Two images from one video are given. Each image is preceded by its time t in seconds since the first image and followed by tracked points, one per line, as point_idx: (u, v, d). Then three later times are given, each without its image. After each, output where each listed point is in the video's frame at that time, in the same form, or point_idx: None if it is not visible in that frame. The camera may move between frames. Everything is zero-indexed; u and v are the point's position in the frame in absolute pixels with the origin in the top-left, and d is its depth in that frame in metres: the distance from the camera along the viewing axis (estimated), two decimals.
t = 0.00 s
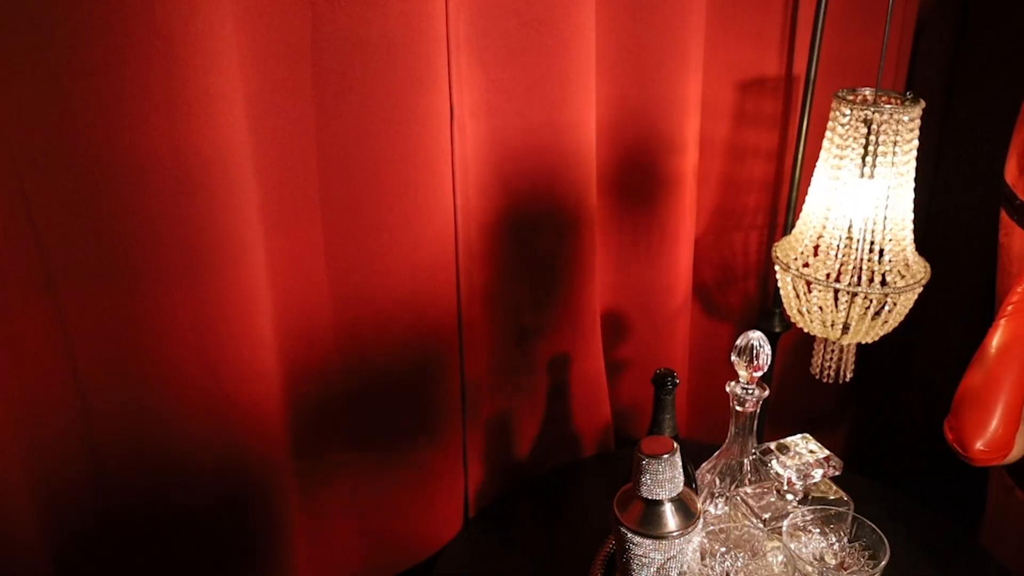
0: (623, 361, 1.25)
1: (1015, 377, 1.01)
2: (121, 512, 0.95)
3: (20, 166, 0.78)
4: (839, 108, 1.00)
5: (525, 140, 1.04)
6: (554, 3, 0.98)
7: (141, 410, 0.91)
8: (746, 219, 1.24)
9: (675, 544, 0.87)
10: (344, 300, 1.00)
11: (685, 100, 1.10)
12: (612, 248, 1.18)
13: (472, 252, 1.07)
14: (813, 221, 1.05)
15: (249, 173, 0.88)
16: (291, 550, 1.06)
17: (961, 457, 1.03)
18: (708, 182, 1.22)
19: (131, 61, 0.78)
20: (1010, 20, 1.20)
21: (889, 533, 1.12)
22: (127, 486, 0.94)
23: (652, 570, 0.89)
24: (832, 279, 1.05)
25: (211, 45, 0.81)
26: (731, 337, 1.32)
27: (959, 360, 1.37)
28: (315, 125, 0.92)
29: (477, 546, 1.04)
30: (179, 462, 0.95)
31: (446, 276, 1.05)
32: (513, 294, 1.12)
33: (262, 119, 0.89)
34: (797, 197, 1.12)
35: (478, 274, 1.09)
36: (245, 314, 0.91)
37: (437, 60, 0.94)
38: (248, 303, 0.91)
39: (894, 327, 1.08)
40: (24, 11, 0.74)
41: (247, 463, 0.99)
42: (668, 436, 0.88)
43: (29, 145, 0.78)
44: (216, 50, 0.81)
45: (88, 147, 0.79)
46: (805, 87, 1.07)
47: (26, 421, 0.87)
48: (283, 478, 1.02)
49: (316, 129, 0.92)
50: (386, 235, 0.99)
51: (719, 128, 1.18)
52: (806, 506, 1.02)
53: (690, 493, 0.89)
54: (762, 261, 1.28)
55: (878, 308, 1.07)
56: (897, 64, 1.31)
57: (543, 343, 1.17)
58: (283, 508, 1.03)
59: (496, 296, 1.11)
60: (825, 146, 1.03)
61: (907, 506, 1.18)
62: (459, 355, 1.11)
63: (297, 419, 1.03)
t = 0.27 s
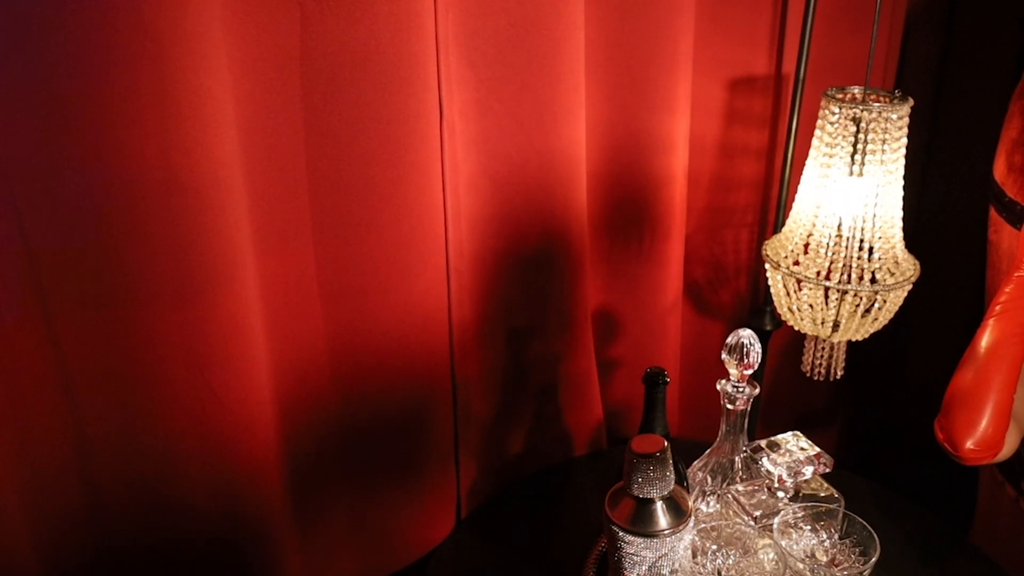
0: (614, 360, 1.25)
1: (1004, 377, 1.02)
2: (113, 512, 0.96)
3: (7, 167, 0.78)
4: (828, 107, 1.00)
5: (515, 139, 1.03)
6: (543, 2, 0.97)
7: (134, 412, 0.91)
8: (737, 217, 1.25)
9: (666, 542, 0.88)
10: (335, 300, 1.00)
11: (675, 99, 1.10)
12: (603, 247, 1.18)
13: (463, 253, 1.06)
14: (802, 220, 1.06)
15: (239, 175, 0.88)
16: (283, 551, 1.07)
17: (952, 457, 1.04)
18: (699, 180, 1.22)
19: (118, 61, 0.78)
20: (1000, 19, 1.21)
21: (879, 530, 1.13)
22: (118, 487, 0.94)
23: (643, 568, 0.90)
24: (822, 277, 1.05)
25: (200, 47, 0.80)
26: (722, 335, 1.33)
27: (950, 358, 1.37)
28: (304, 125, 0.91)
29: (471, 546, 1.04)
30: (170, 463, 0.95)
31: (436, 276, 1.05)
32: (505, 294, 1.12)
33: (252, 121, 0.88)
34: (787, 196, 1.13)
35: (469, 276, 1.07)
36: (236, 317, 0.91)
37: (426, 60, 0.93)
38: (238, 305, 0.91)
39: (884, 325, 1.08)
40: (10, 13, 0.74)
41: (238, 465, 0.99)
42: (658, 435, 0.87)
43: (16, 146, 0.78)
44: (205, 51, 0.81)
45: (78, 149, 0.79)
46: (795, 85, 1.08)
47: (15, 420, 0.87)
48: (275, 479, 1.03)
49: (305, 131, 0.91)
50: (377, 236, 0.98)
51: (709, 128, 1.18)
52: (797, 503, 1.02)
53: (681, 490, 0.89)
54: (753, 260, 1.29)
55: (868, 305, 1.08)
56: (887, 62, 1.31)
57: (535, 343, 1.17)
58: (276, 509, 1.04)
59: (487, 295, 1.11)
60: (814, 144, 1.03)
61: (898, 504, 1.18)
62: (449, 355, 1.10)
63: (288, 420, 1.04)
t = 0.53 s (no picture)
0: (604, 360, 1.25)
1: (988, 377, 1.04)
2: (101, 517, 0.95)
3: None
4: (813, 105, 1.00)
5: (502, 139, 1.03)
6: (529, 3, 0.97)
7: (121, 417, 0.91)
8: (725, 217, 1.25)
9: (656, 540, 0.88)
10: (321, 303, 0.99)
11: (661, 99, 1.10)
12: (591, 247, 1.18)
13: (451, 253, 1.06)
14: (789, 218, 1.06)
15: (223, 177, 0.87)
16: (272, 552, 1.07)
17: (938, 455, 1.06)
18: (687, 179, 1.22)
19: (101, 65, 0.77)
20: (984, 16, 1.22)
21: (868, 526, 1.13)
22: (106, 492, 0.94)
23: (632, 567, 0.90)
24: (810, 274, 1.06)
25: (184, 48, 0.80)
26: (711, 334, 1.33)
27: (939, 354, 1.38)
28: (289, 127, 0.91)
29: (462, 546, 1.05)
30: (159, 467, 0.95)
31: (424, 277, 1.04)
32: (493, 294, 1.11)
33: (236, 123, 0.88)
34: (774, 193, 1.13)
35: (456, 276, 1.07)
36: (223, 319, 0.91)
37: (411, 60, 0.93)
38: (225, 305, 0.91)
39: (871, 321, 1.08)
40: None
41: (226, 468, 0.99)
42: (646, 432, 0.87)
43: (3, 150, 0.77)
44: (189, 52, 0.80)
45: (62, 152, 0.79)
46: (781, 84, 1.08)
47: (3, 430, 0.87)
48: (264, 482, 1.02)
49: (290, 131, 0.91)
50: (364, 238, 0.98)
51: (697, 126, 1.18)
52: (785, 500, 1.01)
53: (670, 489, 0.90)
54: (741, 259, 1.29)
55: (855, 303, 1.08)
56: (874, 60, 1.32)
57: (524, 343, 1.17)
58: (266, 511, 1.04)
59: (476, 296, 1.10)
60: (800, 142, 1.04)
61: (887, 500, 1.18)
62: (439, 356, 1.10)
63: (276, 423, 1.03)
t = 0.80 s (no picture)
0: (592, 360, 1.26)
1: (972, 377, 1.07)
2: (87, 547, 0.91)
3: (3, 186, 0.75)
4: (798, 104, 1.01)
5: (487, 139, 1.03)
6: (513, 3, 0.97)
7: (104, 436, 0.88)
8: (711, 217, 1.26)
9: (644, 540, 0.89)
10: (308, 309, 0.98)
11: (645, 99, 1.11)
12: (579, 249, 1.18)
13: (437, 254, 1.05)
14: (775, 217, 1.07)
15: (207, 181, 0.86)
16: (260, 565, 1.05)
17: (924, 454, 1.09)
18: (674, 180, 1.22)
19: (86, 69, 0.76)
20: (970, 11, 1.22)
21: (855, 524, 1.14)
22: (91, 521, 0.90)
23: (620, 566, 0.90)
24: (795, 273, 1.06)
25: (167, 51, 0.80)
26: (698, 334, 1.33)
27: (925, 351, 1.39)
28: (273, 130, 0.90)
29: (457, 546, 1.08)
30: (150, 484, 0.92)
31: (410, 278, 1.03)
32: (480, 296, 1.11)
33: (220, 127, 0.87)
34: (761, 193, 1.15)
35: (443, 277, 1.07)
36: (210, 326, 0.90)
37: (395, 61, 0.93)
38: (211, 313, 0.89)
39: (857, 319, 1.09)
40: None
41: (215, 481, 0.97)
42: (633, 431, 0.89)
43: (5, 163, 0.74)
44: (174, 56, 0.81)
45: (48, 163, 0.76)
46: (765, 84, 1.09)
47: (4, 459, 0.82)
48: (253, 492, 1.01)
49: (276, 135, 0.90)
50: (351, 241, 0.97)
51: (683, 126, 1.18)
52: (771, 497, 1.01)
53: (657, 487, 0.91)
54: (727, 258, 1.29)
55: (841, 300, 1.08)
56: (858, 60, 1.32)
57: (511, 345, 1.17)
58: (253, 522, 1.02)
59: (462, 298, 1.10)
60: (785, 141, 1.04)
61: (872, 497, 1.19)
62: (426, 359, 1.09)
63: (263, 435, 1.01)
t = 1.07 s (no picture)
0: (581, 360, 1.26)
1: (956, 376, 1.09)
2: (75, 556, 0.89)
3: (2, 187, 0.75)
4: (782, 102, 1.01)
5: (471, 139, 1.03)
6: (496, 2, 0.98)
7: (89, 444, 0.87)
8: (698, 215, 1.27)
9: (629, 538, 0.89)
10: (295, 310, 0.98)
11: (629, 98, 1.11)
12: (568, 249, 1.18)
13: (422, 253, 1.05)
14: (760, 215, 1.07)
15: (190, 182, 0.86)
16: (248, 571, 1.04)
17: (910, 454, 1.12)
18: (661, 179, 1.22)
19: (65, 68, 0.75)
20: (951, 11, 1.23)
21: (840, 521, 1.15)
22: (78, 527, 0.89)
23: (607, 566, 0.91)
24: (781, 271, 1.06)
25: (149, 53, 0.79)
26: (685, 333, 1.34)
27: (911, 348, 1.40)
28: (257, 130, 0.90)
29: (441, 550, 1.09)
30: (138, 489, 0.92)
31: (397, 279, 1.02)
32: (467, 296, 1.11)
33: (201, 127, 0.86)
34: (746, 192, 1.17)
35: (429, 276, 1.06)
36: (196, 329, 0.90)
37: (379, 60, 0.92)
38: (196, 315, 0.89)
39: (842, 317, 1.09)
40: None
41: (202, 489, 0.96)
42: (619, 430, 0.90)
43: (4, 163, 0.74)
44: (156, 56, 0.80)
45: (34, 163, 0.76)
46: (749, 83, 1.10)
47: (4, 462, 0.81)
48: (241, 496, 1.00)
49: (260, 136, 0.90)
50: (336, 241, 0.97)
51: (670, 126, 1.19)
52: (758, 495, 1.01)
53: (643, 486, 0.92)
54: (712, 256, 1.30)
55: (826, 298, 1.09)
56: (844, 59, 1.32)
57: (499, 345, 1.17)
58: (242, 527, 1.01)
59: (449, 297, 1.10)
60: (770, 139, 1.04)
61: (858, 494, 1.20)
62: (412, 361, 1.08)
63: (250, 437, 1.00)
